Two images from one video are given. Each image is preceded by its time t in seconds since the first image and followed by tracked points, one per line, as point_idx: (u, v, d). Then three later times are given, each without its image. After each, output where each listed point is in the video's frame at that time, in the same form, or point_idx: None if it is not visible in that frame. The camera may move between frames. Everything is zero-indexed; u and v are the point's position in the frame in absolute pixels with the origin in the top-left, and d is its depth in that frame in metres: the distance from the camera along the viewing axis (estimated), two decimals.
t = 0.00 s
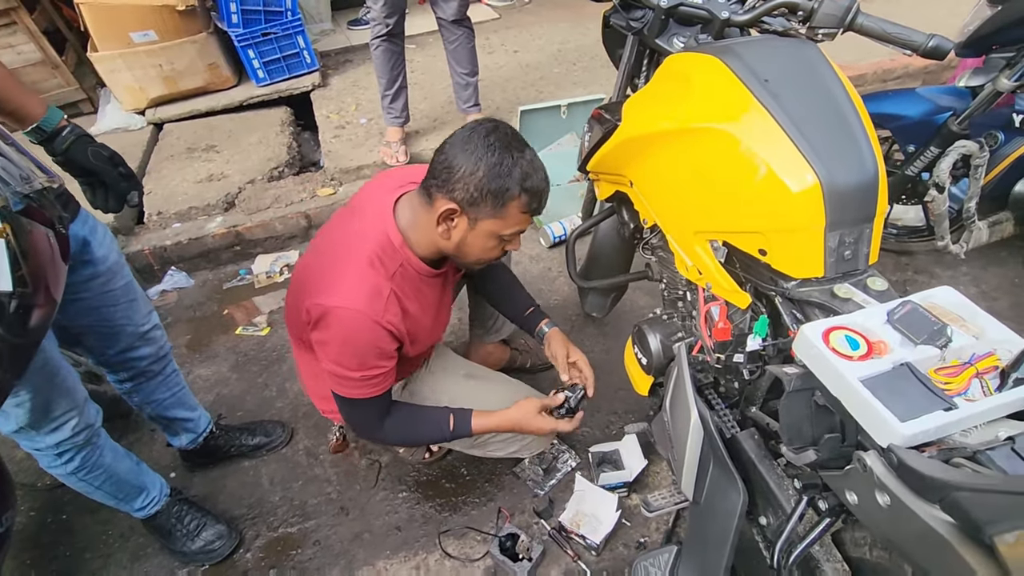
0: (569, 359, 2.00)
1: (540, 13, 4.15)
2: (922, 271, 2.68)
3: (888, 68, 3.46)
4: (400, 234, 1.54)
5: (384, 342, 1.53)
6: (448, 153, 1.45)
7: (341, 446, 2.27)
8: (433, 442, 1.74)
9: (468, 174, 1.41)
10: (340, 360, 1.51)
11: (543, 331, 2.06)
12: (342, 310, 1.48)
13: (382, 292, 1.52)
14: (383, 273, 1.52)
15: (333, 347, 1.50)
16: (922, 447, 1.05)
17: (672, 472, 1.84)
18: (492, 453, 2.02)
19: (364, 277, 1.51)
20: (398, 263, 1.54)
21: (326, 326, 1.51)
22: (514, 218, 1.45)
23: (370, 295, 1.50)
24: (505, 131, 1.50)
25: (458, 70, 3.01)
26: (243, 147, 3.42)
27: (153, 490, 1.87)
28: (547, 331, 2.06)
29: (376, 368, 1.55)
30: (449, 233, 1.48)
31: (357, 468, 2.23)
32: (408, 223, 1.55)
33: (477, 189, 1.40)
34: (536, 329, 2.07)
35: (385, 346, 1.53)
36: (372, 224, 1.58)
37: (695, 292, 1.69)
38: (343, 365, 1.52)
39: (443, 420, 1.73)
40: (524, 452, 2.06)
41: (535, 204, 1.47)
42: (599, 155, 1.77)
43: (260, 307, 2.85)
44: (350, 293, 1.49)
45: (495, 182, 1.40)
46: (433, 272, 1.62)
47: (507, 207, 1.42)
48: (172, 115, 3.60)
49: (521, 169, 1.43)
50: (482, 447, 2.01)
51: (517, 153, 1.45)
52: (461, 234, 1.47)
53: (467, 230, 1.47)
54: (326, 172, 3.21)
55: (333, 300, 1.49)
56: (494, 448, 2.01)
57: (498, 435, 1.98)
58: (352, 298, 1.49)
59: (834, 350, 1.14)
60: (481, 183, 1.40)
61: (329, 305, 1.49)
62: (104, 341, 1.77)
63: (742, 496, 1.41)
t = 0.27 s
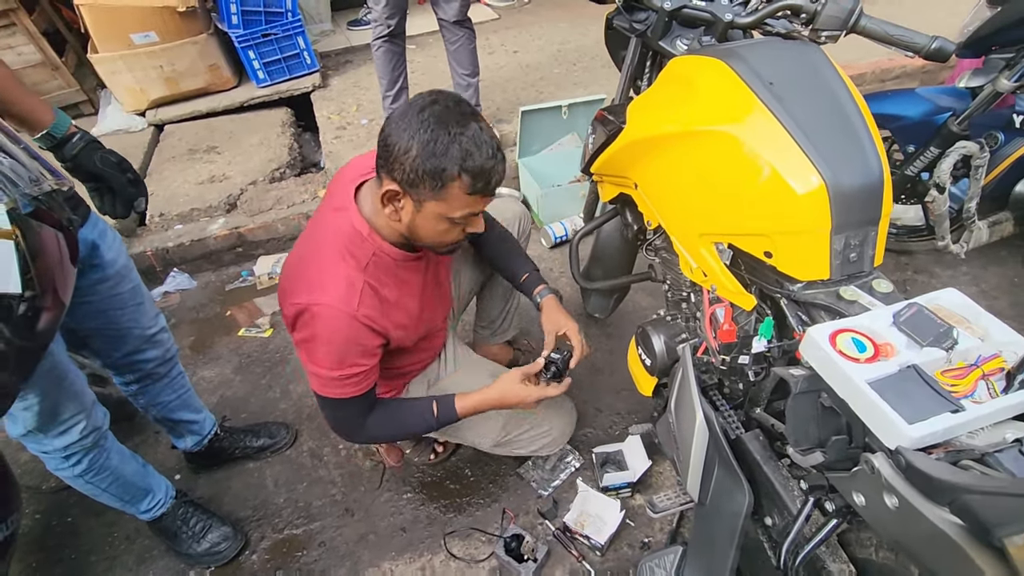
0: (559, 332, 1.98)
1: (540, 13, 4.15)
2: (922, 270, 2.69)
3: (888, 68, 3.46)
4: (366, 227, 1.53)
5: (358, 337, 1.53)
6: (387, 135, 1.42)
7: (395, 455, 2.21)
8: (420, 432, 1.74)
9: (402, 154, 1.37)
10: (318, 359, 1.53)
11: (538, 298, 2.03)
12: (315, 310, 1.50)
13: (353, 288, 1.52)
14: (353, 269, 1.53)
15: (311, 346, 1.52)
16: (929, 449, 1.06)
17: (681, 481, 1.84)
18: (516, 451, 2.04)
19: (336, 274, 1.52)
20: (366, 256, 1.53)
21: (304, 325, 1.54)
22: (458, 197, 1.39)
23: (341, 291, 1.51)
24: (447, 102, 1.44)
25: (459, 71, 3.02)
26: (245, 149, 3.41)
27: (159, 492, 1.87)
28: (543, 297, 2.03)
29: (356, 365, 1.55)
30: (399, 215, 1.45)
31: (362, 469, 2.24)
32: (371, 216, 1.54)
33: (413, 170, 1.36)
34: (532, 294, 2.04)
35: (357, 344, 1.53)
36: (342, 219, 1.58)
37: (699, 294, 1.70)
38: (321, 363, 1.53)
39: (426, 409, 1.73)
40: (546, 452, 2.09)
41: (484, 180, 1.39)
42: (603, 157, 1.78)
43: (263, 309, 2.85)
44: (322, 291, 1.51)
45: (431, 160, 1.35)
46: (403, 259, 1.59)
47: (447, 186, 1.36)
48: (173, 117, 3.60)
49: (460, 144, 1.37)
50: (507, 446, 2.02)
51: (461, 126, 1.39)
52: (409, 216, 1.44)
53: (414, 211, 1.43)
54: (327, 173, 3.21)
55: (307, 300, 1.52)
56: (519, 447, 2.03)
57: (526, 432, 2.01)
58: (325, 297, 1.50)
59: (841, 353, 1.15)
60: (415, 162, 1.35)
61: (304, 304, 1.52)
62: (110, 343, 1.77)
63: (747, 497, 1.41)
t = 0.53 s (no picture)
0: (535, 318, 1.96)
1: (536, 11, 4.14)
2: (920, 267, 2.70)
3: (884, 65, 3.46)
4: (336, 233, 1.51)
5: (330, 341, 1.53)
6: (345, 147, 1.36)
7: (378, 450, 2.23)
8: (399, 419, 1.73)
9: (348, 172, 1.32)
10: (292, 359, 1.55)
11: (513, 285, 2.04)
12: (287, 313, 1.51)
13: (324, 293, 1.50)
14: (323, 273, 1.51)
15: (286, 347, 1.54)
16: (932, 445, 1.05)
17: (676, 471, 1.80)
18: (516, 462, 2.01)
19: (308, 277, 1.51)
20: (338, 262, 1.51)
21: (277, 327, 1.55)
22: (394, 225, 1.32)
23: (312, 296, 1.50)
24: (408, 123, 1.35)
25: (455, 69, 3.00)
26: (240, 148, 3.40)
27: (155, 493, 1.85)
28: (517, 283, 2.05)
29: (330, 368, 1.56)
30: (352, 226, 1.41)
31: (359, 469, 2.23)
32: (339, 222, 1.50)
33: (354, 190, 1.30)
34: (507, 280, 2.06)
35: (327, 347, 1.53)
36: (318, 222, 1.56)
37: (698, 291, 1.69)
38: (295, 364, 1.55)
39: (402, 395, 1.73)
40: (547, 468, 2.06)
41: (421, 215, 1.30)
42: (602, 153, 1.77)
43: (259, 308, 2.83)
44: (294, 293, 1.51)
45: (369, 185, 1.28)
46: (374, 266, 1.55)
47: (383, 213, 1.30)
48: (168, 115, 3.58)
49: (402, 171, 1.28)
50: (508, 456, 1.99)
51: (411, 152, 1.30)
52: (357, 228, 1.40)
53: (360, 226, 1.38)
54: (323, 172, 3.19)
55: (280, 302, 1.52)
56: (520, 458, 2.00)
57: (528, 444, 1.98)
58: (297, 300, 1.51)
59: (842, 349, 1.14)
60: (355, 183, 1.30)
61: (276, 305, 1.53)
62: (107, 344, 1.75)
63: (747, 495, 1.40)
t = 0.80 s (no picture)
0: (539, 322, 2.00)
1: (530, 10, 4.13)
2: (914, 265, 2.70)
3: (878, 63, 3.47)
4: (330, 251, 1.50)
5: (344, 358, 1.53)
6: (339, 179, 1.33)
7: (376, 454, 2.21)
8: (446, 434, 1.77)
9: (340, 207, 1.29)
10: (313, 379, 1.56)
11: (506, 291, 2.05)
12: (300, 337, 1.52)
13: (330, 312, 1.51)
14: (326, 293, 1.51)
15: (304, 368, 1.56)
16: (924, 445, 1.05)
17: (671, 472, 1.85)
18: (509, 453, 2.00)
19: (311, 298, 1.52)
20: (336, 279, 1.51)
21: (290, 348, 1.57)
22: (387, 260, 1.31)
23: (320, 316, 1.51)
24: (402, 161, 1.31)
25: (449, 68, 3.00)
26: (233, 148, 3.38)
27: (148, 497, 1.85)
28: (508, 289, 2.05)
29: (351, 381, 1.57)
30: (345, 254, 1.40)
31: (354, 470, 2.22)
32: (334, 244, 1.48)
33: (348, 226, 1.28)
34: (498, 288, 2.06)
35: (342, 362, 1.53)
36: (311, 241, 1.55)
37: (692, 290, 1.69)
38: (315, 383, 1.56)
39: (453, 411, 1.76)
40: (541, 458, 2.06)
41: (413, 257, 1.29)
42: (595, 153, 1.77)
43: (252, 309, 2.82)
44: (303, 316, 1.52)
45: (362, 224, 1.26)
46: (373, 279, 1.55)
47: (377, 250, 1.29)
48: (161, 116, 3.57)
49: (394, 213, 1.25)
50: (500, 446, 1.99)
51: (405, 193, 1.27)
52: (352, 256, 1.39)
53: (355, 257, 1.38)
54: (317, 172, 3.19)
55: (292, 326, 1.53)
56: (513, 448, 2.00)
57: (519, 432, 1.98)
58: (305, 321, 1.52)
59: (835, 349, 1.14)
60: (349, 220, 1.28)
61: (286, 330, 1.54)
62: (98, 346, 1.74)
63: (741, 494, 1.39)
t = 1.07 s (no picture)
0: (511, 296, 2.03)
1: (529, 6, 4.13)
2: (911, 261, 2.72)
3: (875, 60, 3.48)
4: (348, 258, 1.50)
5: (399, 356, 1.53)
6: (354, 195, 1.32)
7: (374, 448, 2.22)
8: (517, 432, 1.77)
9: (357, 222, 1.29)
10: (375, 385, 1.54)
11: (480, 264, 2.05)
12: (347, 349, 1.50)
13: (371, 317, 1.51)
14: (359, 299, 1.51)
15: (361, 378, 1.54)
16: (923, 438, 1.06)
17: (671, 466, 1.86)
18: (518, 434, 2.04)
19: (342, 309, 1.51)
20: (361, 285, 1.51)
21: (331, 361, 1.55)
22: (402, 273, 1.32)
23: (360, 323, 1.50)
24: (419, 177, 1.31)
25: (448, 65, 3.00)
26: (231, 145, 3.38)
27: (148, 494, 1.85)
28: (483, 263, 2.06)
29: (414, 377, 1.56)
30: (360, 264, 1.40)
31: (354, 466, 2.23)
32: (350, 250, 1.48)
33: (365, 241, 1.29)
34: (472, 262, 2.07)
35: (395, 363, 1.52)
36: (322, 253, 1.54)
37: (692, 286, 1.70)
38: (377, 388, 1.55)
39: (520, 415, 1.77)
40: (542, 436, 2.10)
41: (427, 271, 1.31)
42: (596, 150, 1.77)
43: (252, 306, 2.82)
44: (342, 328, 1.51)
45: (379, 239, 1.27)
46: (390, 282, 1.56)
47: (392, 263, 1.30)
48: (157, 112, 3.56)
49: (411, 229, 1.25)
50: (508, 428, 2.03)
51: (422, 210, 1.27)
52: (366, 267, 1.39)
53: (370, 268, 1.38)
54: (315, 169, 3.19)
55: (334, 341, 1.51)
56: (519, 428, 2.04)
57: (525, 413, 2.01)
58: (345, 331, 1.50)
59: (835, 343, 1.15)
60: (365, 235, 1.28)
61: (328, 347, 1.51)
62: (95, 343, 1.74)
63: (741, 488, 1.40)
